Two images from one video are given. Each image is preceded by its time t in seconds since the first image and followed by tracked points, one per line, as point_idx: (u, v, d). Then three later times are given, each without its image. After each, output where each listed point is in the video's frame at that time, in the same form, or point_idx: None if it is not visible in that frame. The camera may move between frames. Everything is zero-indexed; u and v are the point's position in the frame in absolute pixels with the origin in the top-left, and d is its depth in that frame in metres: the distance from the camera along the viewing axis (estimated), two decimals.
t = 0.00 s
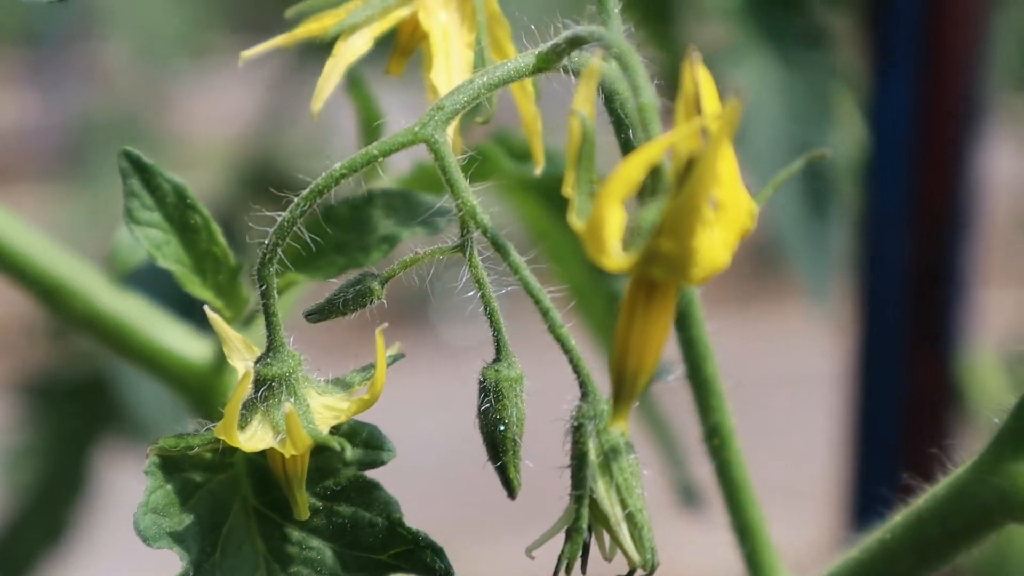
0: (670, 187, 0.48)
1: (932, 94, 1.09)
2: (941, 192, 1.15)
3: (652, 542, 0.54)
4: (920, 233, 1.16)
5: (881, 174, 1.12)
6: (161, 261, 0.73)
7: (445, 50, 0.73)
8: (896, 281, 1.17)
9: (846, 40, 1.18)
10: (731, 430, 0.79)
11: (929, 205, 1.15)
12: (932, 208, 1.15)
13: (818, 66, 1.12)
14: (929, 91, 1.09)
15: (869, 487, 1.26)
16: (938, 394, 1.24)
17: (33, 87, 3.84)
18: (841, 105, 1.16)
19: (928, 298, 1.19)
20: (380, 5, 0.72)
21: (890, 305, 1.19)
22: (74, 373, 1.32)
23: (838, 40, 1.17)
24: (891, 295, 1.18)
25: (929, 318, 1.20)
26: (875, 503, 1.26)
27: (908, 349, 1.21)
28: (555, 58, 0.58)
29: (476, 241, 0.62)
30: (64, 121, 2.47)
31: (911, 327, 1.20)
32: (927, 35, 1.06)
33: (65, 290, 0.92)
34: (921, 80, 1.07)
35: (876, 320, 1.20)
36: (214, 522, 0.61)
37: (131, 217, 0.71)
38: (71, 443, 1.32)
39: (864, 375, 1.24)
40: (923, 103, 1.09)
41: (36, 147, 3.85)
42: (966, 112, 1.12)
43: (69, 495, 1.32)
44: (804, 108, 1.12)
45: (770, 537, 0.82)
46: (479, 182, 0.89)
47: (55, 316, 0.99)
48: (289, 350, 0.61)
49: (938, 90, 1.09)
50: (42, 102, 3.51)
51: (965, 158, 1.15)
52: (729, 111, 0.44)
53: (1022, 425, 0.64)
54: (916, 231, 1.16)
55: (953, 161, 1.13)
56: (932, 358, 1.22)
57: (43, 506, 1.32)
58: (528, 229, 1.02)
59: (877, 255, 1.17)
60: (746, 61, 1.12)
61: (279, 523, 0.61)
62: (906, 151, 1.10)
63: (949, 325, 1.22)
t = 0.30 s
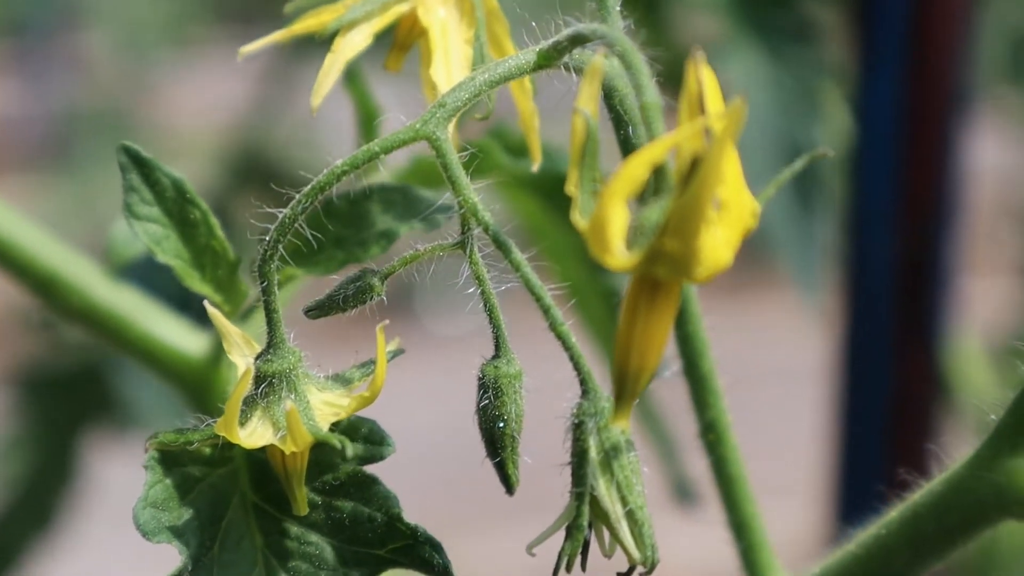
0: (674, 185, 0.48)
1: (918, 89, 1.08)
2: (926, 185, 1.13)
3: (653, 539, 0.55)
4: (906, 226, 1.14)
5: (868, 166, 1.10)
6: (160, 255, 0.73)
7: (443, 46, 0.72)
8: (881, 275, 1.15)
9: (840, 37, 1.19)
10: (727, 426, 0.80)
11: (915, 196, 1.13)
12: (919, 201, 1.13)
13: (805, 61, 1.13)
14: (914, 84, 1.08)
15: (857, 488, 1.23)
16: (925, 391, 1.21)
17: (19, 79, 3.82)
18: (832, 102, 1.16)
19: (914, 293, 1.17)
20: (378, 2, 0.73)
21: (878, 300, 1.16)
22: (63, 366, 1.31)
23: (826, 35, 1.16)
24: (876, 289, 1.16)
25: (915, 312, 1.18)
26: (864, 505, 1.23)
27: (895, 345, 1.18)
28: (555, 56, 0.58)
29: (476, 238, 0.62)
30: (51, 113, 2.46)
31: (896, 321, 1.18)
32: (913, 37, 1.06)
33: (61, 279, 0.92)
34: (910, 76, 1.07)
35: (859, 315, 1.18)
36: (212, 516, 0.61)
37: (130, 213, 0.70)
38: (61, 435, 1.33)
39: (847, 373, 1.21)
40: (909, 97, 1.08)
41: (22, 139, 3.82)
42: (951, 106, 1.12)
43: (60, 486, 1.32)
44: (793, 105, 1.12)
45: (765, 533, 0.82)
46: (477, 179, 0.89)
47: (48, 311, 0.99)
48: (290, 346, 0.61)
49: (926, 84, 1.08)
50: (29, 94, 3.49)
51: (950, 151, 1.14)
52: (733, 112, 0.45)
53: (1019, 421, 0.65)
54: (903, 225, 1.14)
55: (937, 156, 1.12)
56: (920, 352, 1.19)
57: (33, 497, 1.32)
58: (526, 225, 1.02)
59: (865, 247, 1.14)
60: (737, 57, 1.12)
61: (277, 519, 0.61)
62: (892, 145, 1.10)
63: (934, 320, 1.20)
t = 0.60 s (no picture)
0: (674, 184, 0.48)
1: (919, 89, 1.08)
2: (928, 185, 1.13)
3: (651, 539, 0.55)
4: (907, 225, 1.14)
5: (869, 169, 1.10)
6: (161, 254, 0.73)
7: (446, 45, 0.72)
8: (885, 275, 1.15)
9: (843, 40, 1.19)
10: (729, 427, 0.79)
11: (916, 196, 1.13)
12: (919, 201, 1.13)
13: (808, 64, 1.13)
14: (916, 85, 1.08)
15: (860, 490, 1.22)
16: (928, 392, 1.21)
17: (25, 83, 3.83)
18: (833, 105, 1.17)
19: (917, 294, 1.17)
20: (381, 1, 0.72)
21: (881, 301, 1.16)
22: (72, 368, 1.31)
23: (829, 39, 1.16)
24: (880, 289, 1.15)
25: (918, 310, 1.17)
26: (866, 507, 1.22)
27: (898, 346, 1.18)
28: (558, 55, 0.58)
29: (476, 238, 0.62)
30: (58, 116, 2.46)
31: (899, 319, 1.17)
32: (916, 38, 1.06)
33: (62, 281, 0.92)
34: (913, 76, 1.07)
35: (862, 314, 1.18)
36: (209, 514, 0.61)
37: (131, 212, 0.70)
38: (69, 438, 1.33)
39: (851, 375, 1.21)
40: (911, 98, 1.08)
41: (28, 144, 3.83)
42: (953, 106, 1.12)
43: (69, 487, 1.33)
44: (794, 106, 1.12)
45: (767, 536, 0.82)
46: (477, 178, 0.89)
47: (51, 311, 0.99)
48: (288, 345, 0.61)
49: (925, 85, 1.08)
50: (35, 98, 3.50)
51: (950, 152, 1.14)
52: (734, 110, 0.44)
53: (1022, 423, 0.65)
54: (905, 225, 1.14)
55: (940, 156, 1.12)
56: (924, 352, 1.19)
57: (42, 497, 1.32)
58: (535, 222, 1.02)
59: (867, 251, 1.14)
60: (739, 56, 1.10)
61: (276, 517, 0.61)
62: (894, 146, 1.09)
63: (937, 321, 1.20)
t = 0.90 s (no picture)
0: (678, 179, 0.48)
1: (920, 87, 1.08)
2: (929, 185, 1.13)
3: (657, 536, 0.54)
4: (908, 228, 1.14)
5: (869, 163, 1.09)
6: (162, 252, 0.73)
7: (445, 42, 0.72)
8: (885, 275, 1.15)
9: (843, 35, 1.19)
10: (731, 424, 0.79)
11: (917, 198, 1.13)
12: (920, 200, 1.13)
13: (807, 58, 1.12)
14: (917, 84, 1.08)
15: (861, 487, 1.22)
16: (929, 391, 1.20)
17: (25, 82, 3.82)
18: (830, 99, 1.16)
19: (918, 291, 1.17)
20: None
21: (881, 297, 1.16)
22: (74, 367, 1.31)
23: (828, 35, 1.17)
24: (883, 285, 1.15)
25: (920, 315, 1.18)
26: (868, 504, 1.22)
27: (897, 347, 1.18)
28: (558, 51, 0.57)
29: (478, 234, 0.62)
30: (59, 115, 2.46)
31: (903, 323, 1.18)
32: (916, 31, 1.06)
33: (65, 279, 0.92)
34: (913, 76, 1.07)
35: (867, 316, 1.18)
36: (216, 512, 0.61)
37: (131, 209, 0.70)
38: (66, 440, 1.32)
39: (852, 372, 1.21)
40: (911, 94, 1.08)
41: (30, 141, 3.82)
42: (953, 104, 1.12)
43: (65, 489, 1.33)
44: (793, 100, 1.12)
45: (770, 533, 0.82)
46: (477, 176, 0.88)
47: (54, 311, 0.99)
48: (291, 343, 0.60)
49: (925, 84, 1.08)
50: (35, 96, 3.49)
51: (951, 152, 1.14)
52: (738, 103, 0.44)
53: None
54: (906, 223, 1.13)
55: (941, 154, 1.12)
56: (923, 356, 1.19)
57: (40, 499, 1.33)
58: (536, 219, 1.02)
59: (868, 253, 1.14)
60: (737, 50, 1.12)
61: (281, 514, 0.61)
62: (893, 147, 1.09)
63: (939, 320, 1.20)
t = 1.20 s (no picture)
0: (683, 185, 0.49)
1: (909, 91, 1.09)
2: (917, 190, 1.13)
3: (661, 537, 0.55)
4: (896, 232, 1.15)
5: (858, 165, 1.11)
6: (162, 255, 0.73)
7: (446, 47, 0.73)
8: (874, 280, 1.16)
9: (834, 39, 1.19)
10: (728, 427, 0.80)
11: (904, 203, 1.13)
12: (908, 204, 1.14)
13: (795, 62, 1.14)
14: (907, 88, 1.08)
15: (852, 489, 1.23)
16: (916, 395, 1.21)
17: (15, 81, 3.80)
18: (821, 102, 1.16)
19: (905, 297, 1.18)
20: (381, 3, 0.73)
21: (868, 301, 1.17)
22: (71, 367, 1.30)
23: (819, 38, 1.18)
24: (874, 290, 1.16)
25: (909, 317, 1.18)
26: (859, 506, 1.23)
27: (886, 350, 1.19)
28: (560, 58, 0.58)
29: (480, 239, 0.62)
30: (50, 114, 2.45)
31: (892, 325, 1.18)
32: (905, 36, 1.06)
33: (63, 280, 0.92)
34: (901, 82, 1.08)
35: (855, 322, 1.18)
36: (218, 514, 0.61)
37: (132, 213, 0.70)
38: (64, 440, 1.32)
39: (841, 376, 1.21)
40: (900, 98, 1.09)
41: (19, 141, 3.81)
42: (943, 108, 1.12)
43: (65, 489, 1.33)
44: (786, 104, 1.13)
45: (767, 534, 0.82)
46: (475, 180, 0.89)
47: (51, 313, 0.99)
48: (295, 347, 0.61)
49: (915, 88, 1.09)
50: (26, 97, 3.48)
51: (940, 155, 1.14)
52: (744, 111, 0.45)
53: (1020, 420, 0.65)
54: (894, 226, 1.14)
55: (930, 158, 1.13)
56: (911, 360, 1.20)
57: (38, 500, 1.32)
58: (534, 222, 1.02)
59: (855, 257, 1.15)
60: (730, 54, 1.13)
61: (283, 516, 0.61)
62: (881, 152, 1.10)
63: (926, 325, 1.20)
